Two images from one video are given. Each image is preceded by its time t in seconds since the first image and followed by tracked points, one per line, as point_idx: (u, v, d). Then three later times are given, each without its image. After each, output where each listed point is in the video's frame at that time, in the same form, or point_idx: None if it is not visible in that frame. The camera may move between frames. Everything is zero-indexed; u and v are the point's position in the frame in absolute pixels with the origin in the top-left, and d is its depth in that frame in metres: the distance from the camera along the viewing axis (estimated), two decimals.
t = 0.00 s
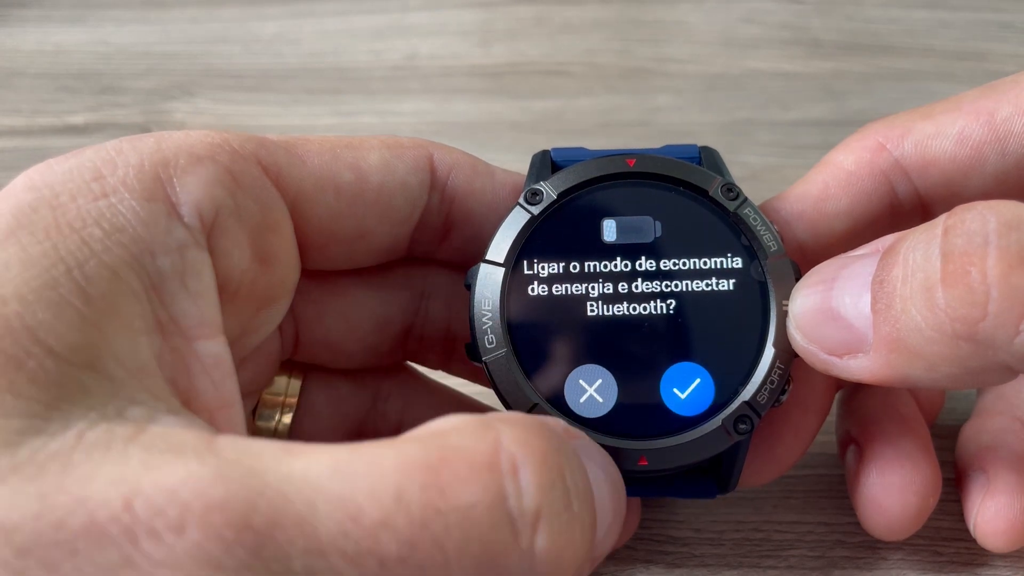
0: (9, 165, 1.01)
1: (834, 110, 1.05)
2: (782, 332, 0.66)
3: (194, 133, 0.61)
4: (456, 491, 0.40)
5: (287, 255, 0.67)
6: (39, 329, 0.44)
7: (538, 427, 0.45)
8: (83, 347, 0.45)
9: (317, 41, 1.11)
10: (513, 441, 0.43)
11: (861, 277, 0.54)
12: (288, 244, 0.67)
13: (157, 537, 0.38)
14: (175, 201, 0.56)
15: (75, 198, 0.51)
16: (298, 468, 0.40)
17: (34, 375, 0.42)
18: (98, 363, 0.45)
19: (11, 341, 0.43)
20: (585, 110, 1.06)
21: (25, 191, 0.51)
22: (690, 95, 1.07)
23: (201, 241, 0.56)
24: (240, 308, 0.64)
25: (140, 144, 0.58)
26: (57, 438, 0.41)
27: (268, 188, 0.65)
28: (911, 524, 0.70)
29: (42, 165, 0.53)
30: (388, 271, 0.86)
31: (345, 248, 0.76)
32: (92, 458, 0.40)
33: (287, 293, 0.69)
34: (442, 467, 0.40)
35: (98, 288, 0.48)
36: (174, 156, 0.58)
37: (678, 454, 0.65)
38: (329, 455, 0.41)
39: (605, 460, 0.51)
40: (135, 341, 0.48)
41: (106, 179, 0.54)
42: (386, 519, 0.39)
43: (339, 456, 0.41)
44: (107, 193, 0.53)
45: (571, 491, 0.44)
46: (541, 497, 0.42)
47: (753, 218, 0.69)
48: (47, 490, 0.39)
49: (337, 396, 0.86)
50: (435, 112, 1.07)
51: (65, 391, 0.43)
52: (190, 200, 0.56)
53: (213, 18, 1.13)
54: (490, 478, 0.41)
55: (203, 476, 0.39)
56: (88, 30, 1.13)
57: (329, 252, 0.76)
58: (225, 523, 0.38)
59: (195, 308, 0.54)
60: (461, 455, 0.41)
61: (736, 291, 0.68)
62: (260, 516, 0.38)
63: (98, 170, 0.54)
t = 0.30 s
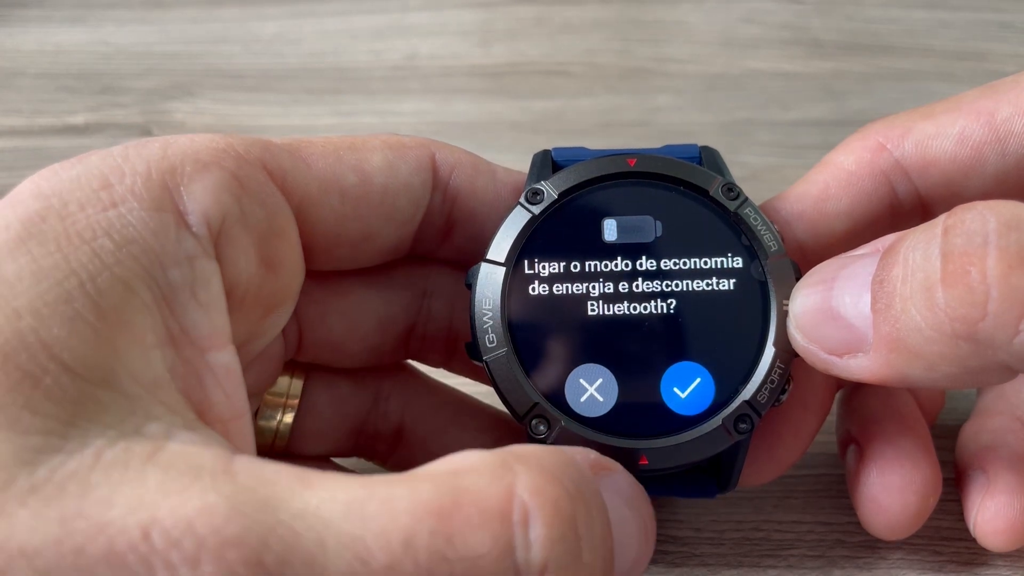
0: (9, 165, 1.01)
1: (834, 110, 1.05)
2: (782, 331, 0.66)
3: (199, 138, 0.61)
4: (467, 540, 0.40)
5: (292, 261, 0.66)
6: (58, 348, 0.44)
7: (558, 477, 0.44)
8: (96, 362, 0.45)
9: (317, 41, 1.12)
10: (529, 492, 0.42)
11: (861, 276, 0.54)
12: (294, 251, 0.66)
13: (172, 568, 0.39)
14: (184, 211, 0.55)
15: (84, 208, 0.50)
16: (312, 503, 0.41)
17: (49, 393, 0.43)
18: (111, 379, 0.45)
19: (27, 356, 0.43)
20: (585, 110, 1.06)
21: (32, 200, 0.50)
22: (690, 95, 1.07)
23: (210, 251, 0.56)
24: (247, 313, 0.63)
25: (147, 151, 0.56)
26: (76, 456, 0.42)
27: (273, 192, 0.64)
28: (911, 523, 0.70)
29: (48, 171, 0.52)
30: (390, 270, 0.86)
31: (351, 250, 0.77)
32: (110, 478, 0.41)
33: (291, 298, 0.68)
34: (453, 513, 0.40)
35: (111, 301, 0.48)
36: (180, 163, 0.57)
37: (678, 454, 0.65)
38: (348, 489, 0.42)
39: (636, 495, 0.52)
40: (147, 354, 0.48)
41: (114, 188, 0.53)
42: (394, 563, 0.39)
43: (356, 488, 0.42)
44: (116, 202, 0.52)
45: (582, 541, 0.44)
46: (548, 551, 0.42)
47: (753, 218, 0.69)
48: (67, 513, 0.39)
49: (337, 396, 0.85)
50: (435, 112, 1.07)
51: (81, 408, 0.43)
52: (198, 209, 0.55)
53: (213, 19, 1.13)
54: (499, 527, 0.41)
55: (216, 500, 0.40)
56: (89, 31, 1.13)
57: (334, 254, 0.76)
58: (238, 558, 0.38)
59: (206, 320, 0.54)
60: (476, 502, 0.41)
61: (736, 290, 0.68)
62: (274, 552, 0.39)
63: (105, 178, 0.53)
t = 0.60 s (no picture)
0: (10, 165, 1.01)
1: (833, 110, 1.05)
2: (782, 331, 0.66)
3: (201, 142, 0.60)
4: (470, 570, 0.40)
5: (295, 265, 0.66)
6: (59, 355, 0.44)
7: (562, 512, 0.43)
8: (100, 370, 0.45)
9: (317, 41, 1.12)
10: (530, 525, 0.42)
11: (860, 276, 0.54)
12: (297, 253, 0.66)
13: None
14: (187, 217, 0.55)
15: (86, 214, 0.50)
16: (314, 524, 0.41)
17: (54, 402, 0.43)
18: (114, 387, 0.45)
19: (32, 365, 0.43)
20: (585, 110, 1.06)
21: (33, 205, 0.50)
22: (690, 95, 1.07)
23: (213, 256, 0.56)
24: (248, 317, 0.62)
25: (148, 156, 0.56)
26: (80, 467, 0.41)
27: (275, 196, 0.64)
28: (911, 524, 0.70)
29: (49, 176, 0.52)
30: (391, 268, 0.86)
31: (353, 250, 0.77)
32: (113, 491, 0.41)
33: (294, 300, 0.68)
34: (451, 544, 0.40)
35: (115, 310, 0.48)
36: (183, 167, 0.57)
37: (678, 453, 0.65)
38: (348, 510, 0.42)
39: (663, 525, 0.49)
40: (151, 362, 0.48)
41: (116, 193, 0.52)
42: None
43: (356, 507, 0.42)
44: (120, 207, 0.52)
45: None
46: None
47: (753, 218, 0.69)
48: (70, 527, 0.39)
49: (337, 396, 0.85)
50: (435, 112, 1.07)
51: (84, 418, 0.43)
52: (202, 215, 0.55)
53: (213, 19, 1.13)
54: (496, 560, 0.41)
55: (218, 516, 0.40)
56: (89, 31, 1.13)
57: (337, 255, 0.76)
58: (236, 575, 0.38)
59: (210, 327, 0.54)
60: (474, 533, 0.41)
61: (736, 290, 0.68)
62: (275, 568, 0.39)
63: (108, 183, 0.53)
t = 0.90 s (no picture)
0: (10, 165, 1.01)
1: (833, 109, 1.05)
2: (782, 331, 0.66)
3: (196, 137, 0.63)
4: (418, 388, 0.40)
5: (289, 256, 0.68)
6: (17, 318, 0.45)
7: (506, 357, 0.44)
8: (60, 332, 0.46)
9: (317, 41, 1.12)
10: (478, 357, 0.43)
11: (860, 276, 0.54)
12: (291, 244, 0.68)
13: (118, 483, 0.36)
14: (174, 204, 0.57)
15: (70, 197, 0.53)
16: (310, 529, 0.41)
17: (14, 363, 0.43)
18: (75, 351, 0.46)
19: None
20: (585, 110, 1.06)
21: (23, 192, 0.52)
22: (690, 95, 1.07)
23: (198, 243, 0.58)
24: (242, 313, 0.65)
25: (141, 150, 0.59)
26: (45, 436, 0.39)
27: (271, 191, 0.66)
28: (912, 524, 0.69)
29: (44, 170, 0.55)
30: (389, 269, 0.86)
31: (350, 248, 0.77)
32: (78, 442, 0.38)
33: (289, 295, 0.69)
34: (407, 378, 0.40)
35: (83, 281, 0.49)
36: (174, 159, 0.59)
37: (678, 454, 0.65)
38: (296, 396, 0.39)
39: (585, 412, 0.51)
40: (113, 330, 0.49)
41: (104, 181, 0.55)
42: (357, 425, 0.38)
43: (302, 392, 0.40)
44: (105, 193, 0.54)
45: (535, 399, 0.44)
46: (508, 390, 0.42)
47: (752, 217, 0.69)
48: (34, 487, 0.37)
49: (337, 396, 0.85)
50: (434, 112, 1.07)
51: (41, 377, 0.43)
52: (191, 201, 0.58)
53: (213, 19, 1.13)
54: (456, 387, 0.40)
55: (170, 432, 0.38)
56: (89, 31, 1.13)
57: (333, 252, 0.76)
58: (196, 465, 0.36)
59: (183, 308, 0.55)
60: (424, 368, 0.41)
61: (736, 289, 0.68)
62: (223, 446, 0.36)
63: (97, 172, 0.55)
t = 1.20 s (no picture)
0: (9, 165, 1.01)
1: (834, 109, 1.05)
2: (782, 333, 0.66)
3: (195, 134, 0.63)
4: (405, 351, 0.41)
5: (288, 254, 0.67)
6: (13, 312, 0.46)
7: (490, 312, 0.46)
8: (56, 327, 0.47)
9: (317, 41, 1.11)
10: (459, 316, 0.44)
11: (860, 278, 0.54)
12: (290, 244, 0.67)
13: (107, 457, 0.39)
14: (171, 200, 0.57)
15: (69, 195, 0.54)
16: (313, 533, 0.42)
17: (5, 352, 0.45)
18: (70, 343, 0.47)
19: None
20: (585, 110, 1.06)
21: (23, 191, 0.54)
22: (690, 95, 1.06)
23: (196, 240, 0.58)
24: (241, 312, 0.64)
25: (141, 147, 0.59)
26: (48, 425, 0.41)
27: (270, 189, 0.65)
28: (914, 525, 0.69)
29: (43, 168, 0.56)
30: (388, 271, 0.86)
31: (349, 248, 0.76)
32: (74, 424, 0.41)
33: (288, 295, 0.69)
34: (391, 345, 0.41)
35: (80, 277, 0.50)
36: (173, 156, 0.60)
37: (678, 455, 0.65)
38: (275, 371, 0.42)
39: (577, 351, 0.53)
40: (111, 325, 0.49)
41: (102, 178, 0.56)
42: (344, 389, 0.39)
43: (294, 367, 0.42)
44: (103, 190, 0.55)
45: (530, 351, 0.45)
46: (493, 342, 0.43)
47: (753, 218, 0.69)
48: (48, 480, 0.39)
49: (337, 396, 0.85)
50: (434, 112, 1.07)
51: (37, 368, 0.45)
52: (188, 199, 0.58)
53: (213, 19, 1.13)
54: (440, 344, 0.42)
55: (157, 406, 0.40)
56: (88, 31, 1.13)
57: (333, 252, 0.76)
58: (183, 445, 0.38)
59: (181, 303, 0.55)
60: (410, 331, 0.42)
61: (737, 290, 0.68)
62: (212, 418, 0.39)
63: (95, 170, 0.56)
